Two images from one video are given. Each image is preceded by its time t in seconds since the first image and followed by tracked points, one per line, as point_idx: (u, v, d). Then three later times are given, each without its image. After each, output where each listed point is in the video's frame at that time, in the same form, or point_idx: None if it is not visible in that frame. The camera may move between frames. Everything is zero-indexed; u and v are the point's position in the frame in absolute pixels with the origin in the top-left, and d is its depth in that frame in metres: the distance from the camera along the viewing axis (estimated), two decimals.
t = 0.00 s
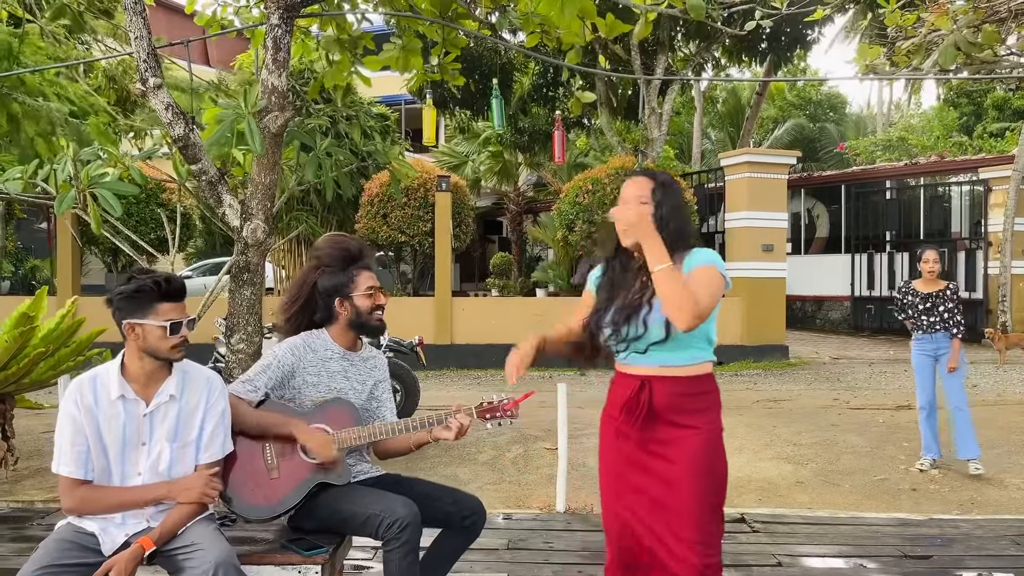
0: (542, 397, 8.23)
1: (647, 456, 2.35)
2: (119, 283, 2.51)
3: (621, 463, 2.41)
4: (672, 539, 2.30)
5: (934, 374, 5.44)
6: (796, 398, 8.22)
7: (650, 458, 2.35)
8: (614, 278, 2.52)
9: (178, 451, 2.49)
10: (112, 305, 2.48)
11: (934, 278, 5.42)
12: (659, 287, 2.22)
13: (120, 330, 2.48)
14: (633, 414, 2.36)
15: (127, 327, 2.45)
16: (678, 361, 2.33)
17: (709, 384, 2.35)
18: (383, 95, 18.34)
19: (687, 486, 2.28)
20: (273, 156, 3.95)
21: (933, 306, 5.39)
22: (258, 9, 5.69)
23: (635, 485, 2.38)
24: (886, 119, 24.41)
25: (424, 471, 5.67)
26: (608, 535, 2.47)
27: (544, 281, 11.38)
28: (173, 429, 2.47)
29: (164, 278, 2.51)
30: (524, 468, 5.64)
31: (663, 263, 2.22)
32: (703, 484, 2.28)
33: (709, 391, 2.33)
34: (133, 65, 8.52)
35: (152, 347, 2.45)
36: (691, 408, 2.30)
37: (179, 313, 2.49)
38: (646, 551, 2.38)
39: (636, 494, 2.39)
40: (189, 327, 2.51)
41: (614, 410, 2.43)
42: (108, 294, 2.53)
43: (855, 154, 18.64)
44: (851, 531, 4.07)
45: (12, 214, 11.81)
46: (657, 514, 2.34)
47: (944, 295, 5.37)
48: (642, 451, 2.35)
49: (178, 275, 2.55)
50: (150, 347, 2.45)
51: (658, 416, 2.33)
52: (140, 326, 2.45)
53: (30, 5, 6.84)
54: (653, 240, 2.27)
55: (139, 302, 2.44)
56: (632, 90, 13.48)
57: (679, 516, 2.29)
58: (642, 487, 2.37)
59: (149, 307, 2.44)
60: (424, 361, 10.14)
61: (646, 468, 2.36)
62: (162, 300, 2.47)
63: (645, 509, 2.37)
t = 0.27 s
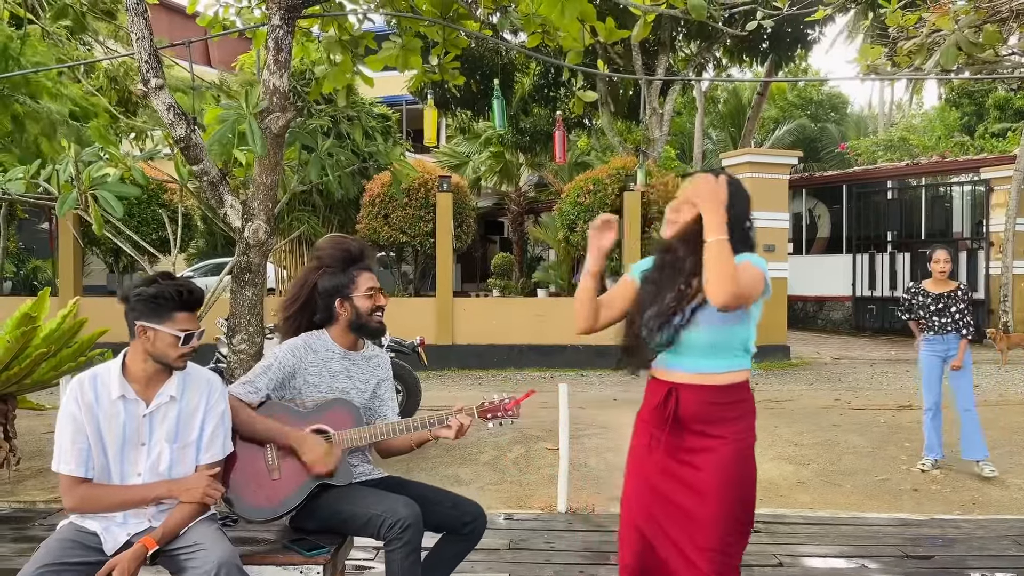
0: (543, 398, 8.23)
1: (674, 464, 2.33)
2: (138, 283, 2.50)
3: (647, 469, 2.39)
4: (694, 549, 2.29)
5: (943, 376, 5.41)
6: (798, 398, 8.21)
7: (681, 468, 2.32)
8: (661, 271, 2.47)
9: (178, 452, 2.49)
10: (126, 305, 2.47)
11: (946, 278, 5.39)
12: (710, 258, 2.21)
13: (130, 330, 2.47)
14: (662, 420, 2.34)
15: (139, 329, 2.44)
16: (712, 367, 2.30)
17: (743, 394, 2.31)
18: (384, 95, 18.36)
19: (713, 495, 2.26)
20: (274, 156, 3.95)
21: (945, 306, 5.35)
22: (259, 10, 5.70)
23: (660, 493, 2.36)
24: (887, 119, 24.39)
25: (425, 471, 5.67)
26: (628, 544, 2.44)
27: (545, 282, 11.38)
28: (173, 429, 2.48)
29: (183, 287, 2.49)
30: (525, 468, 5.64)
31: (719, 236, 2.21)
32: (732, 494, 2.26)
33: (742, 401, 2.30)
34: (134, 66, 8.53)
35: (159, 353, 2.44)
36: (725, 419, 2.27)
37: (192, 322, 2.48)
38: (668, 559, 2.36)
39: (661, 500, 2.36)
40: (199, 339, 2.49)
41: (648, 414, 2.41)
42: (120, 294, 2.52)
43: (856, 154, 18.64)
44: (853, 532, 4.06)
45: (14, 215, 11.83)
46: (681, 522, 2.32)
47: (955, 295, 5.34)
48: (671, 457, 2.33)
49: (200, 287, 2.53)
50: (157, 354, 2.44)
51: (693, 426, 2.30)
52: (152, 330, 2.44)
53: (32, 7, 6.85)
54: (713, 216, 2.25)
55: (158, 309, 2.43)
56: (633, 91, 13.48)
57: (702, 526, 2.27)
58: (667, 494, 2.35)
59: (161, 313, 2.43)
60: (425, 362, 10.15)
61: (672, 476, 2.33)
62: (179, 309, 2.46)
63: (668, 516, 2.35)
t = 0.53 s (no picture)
0: (544, 398, 8.23)
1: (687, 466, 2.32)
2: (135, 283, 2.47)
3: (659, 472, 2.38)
4: (709, 550, 2.29)
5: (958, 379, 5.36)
6: (799, 398, 8.21)
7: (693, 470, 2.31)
8: (689, 267, 2.43)
9: (176, 452, 2.50)
10: (123, 306, 2.44)
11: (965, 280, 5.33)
12: (765, 280, 2.19)
13: (126, 331, 2.45)
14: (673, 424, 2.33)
15: (134, 332, 2.42)
16: (725, 369, 2.28)
17: (756, 395, 2.30)
18: (385, 96, 18.38)
19: (727, 497, 2.26)
20: (276, 158, 3.95)
21: (969, 309, 5.26)
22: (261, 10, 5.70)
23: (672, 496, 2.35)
24: (888, 119, 24.37)
25: (427, 472, 5.67)
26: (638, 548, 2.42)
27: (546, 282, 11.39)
28: (170, 430, 2.48)
29: (181, 291, 2.46)
30: (527, 469, 5.63)
31: (777, 258, 2.18)
32: (743, 498, 2.27)
33: (755, 403, 2.29)
34: (135, 67, 8.54)
35: (154, 357, 2.42)
36: (738, 422, 2.27)
37: (189, 326, 2.47)
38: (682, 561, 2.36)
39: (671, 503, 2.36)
40: (195, 344, 2.48)
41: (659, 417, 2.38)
42: (118, 294, 2.49)
43: (857, 155, 18.63)
44: (855, 532, 4.06)
45: (16, 215, 11.84)
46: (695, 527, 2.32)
47: (978, 297, 5.26)
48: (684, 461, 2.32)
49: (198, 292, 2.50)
50: (153, 357, 2.42)
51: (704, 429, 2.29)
52: (148, 333, 2.42)
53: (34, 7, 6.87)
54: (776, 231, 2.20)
55: (153, 312, 2.41)
56: (634, 91, 13.48)
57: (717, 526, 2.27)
58: (680, 497, 2.34)
59: (158, 317, 2.41)
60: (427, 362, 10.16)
61: (684, 479, 2.33)
62: (174, 313, 2.43)
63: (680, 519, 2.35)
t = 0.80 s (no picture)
0: (545, 398, 8.23)
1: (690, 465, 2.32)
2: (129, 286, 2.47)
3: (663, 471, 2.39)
4: (709, 550, 2.30)
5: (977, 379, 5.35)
6: (801, 398, 8.21)
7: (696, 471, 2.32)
8: (699, 265, 2.49)
9: (176, 452, 2.50)
10: (117, 310, 2.44)
11: (985, 283, 5.32)
12: (795, 293, 2.15)
13: (120, 335, 2.44)
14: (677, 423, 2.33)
15: (128, 335, 2.41)
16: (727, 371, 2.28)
17: (760, 396, 2.30)
18: (386, 96, 18.39)
19: (729, 498, 2.25)
20: (277, 158, 3.96)
21: (990, 311, 5.27)
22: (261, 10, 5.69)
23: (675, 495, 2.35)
24: (890, 119, 24.35)
25: (428, 472, 5.67)
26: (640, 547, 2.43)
27: (548, 283, 11.39)
28: (170, 430, 2.49)
29: (175, 294, 2.45)
30: (528, 469, 5.63)
31: (805, 271, 2.14)
32: (745, 499, 2.26)
33: (758, 404, 2.29)
34: (137, 67, 8.55)
35: (149, 359, 2.42)
36: (741, 423, 2.27)
37: (183, 328, 2.46)
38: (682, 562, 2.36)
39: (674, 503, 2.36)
40: (190, 346, 2.47)
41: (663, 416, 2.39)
42: (113, 297, 2.49)
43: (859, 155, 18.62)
44: (856, 532, 4.05)
45: (17, 216, 11.86)
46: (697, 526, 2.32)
47: (999, 300, 5.27)
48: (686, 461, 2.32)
49: (190, 294, 2.49)
50: (148, 360, 2.42)
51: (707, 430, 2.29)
52: (142, 336, 2.41)
53: (35, 8, 6.87)
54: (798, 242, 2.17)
55: (147, 315, 2.40)
56: (635, 91, 13.48)
57: (719, 527, 2.27)
58: (683, 496, 2.34)
59: (152, 320, 2.40)
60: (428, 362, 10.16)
61: (688, 478, 2.33)
62: (168, 316, 2.42)
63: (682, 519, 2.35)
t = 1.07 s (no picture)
0: (546, 398, 8.24)
1: (694, 469, 2.31)
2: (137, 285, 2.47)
3: (666, 477, 2.39)
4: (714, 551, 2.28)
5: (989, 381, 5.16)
6: (802, 399, 8.21)
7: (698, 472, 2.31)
8: (694, 266, 2.47)
9: (181, 452, 2.50)
10: (126, 308, 2.44)
11: (997, 282, 5.19)
12: (811, 300, 2.16)
13: (127, 333, 2.45)
14: (680, 427, 2.33)
15: (134, 333, 2.42)
16: (727, 371, 2.29)
17: (759, 395, 2.30)
18: (387, 96, 18.39)
19: (734, 500, 2.24)
20: (278, 158, 3.96)
21: (1001, 310, 5.15)
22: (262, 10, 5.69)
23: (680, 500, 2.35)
24: (891, 119, 24.34)
25: (428, 472, 5.67)
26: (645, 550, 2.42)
27: (549, 283, 11.40)
28: (175, 430, 2.48)
29: (184, 294, 2.46)
30: (529, 469, 5.63)
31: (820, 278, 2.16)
32: (747, 499, 2.25)
33: (758, 402, 2.29)
34: (138, 67, 8.55)
35: (155, 359, 2.42)
36: (741, 421, 2.27)
37: (190, 328, 2.46)
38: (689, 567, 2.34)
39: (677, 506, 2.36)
40: (196, 345, 2.47)
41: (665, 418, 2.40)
42: (121, 295, 2.49)
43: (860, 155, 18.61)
44: (857, 532, 4.05)
45: (18, 216, 11.87)
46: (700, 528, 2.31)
47: (1010, 299, 5.16)
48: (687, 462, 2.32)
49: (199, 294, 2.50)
50: (155, 359, 2.42)
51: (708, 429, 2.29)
52: (149, 336, 2.42)
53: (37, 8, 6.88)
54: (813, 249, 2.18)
55: (154, 314, 2.40)
56: (636, 91, 13.49)
57: (724, 529, 2.26)
58: (686, 500, 2.33)
59: (159, 319, 2.40)
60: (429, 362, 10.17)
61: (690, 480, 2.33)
62: (175, 315, 2.43)
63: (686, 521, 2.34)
